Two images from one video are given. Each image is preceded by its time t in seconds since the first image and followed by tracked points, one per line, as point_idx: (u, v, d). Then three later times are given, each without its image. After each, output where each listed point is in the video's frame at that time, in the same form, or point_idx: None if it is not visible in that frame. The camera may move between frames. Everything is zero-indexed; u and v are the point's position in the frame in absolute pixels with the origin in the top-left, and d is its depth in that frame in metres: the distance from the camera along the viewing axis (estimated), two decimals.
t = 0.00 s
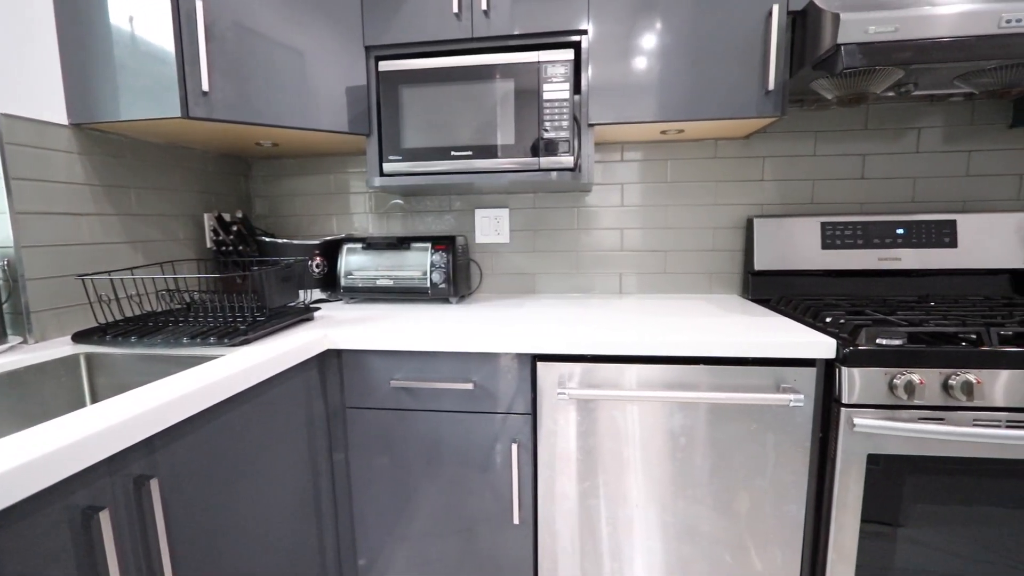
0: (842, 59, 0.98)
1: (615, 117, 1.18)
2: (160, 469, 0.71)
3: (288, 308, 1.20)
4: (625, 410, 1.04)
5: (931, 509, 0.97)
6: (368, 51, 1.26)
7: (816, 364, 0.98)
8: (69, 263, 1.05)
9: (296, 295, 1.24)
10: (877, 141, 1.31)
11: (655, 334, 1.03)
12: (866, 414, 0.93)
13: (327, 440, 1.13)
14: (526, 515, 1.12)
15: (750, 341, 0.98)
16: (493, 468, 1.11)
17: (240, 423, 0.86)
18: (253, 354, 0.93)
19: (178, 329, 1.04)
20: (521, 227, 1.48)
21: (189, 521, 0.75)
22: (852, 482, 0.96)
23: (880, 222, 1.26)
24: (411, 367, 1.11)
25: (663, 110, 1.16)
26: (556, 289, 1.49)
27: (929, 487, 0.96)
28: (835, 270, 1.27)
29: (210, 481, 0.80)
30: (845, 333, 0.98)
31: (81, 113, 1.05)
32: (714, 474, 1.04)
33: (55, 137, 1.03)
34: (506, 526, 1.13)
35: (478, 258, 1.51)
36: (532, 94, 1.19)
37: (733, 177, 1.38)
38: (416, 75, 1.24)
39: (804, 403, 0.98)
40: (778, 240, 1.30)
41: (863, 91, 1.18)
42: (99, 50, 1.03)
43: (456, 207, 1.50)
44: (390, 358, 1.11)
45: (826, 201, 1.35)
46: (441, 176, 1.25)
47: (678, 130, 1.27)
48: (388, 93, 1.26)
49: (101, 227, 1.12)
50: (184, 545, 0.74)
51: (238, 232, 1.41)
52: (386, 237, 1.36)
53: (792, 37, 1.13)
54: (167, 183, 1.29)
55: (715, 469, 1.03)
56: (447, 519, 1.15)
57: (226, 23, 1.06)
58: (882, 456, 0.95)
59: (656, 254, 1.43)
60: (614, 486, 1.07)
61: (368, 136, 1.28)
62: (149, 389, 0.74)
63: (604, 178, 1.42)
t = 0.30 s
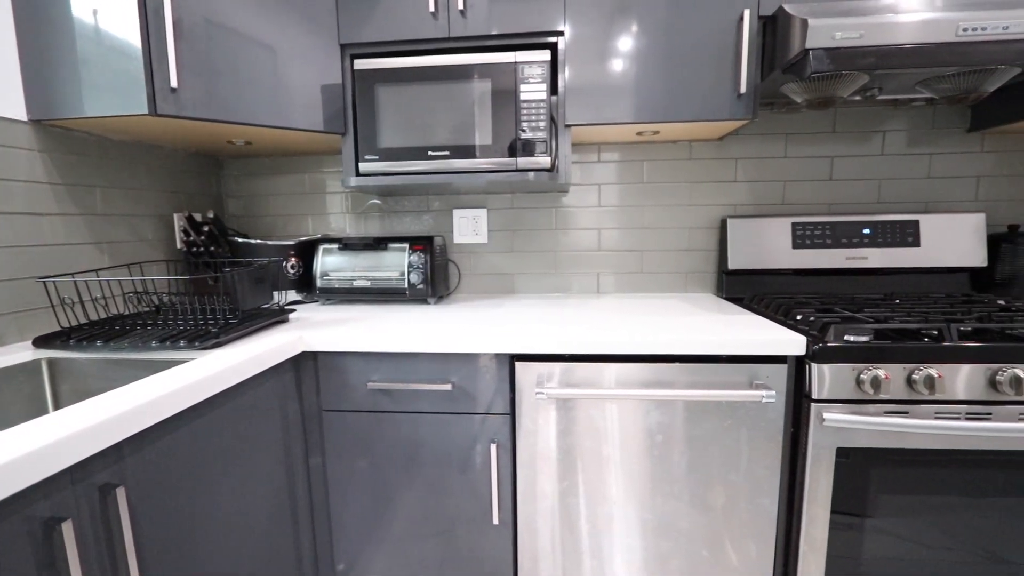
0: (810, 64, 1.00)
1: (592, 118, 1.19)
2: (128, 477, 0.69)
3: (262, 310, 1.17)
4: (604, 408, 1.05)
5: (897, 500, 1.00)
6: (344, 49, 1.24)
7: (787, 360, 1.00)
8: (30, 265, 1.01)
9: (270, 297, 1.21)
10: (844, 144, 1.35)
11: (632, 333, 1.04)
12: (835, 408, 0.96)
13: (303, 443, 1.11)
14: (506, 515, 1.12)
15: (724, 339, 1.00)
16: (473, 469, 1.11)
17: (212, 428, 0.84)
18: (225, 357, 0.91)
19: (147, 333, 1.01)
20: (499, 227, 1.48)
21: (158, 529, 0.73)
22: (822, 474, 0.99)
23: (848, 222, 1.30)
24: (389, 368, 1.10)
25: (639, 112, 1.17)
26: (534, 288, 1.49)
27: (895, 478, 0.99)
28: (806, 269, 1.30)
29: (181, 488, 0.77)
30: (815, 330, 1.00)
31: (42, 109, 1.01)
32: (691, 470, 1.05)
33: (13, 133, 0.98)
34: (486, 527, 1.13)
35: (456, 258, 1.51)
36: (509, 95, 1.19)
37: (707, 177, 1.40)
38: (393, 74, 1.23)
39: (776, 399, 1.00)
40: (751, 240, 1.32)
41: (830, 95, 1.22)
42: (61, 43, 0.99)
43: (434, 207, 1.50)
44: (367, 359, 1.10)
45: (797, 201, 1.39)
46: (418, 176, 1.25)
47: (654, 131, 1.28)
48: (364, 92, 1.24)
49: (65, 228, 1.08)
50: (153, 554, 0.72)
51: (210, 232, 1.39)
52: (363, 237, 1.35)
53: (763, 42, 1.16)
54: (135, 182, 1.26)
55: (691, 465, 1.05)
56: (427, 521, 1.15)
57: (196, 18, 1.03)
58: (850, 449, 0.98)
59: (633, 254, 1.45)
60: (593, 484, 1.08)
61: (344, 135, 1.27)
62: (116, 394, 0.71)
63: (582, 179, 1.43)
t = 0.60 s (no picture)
0: (778, 68, 1.03)
1: (567, 119, 1.20)
2: (90, 487, 0.66)
3: (232, 313, 1.14)
4: (581, 407, 1.06)
5: (861, 491, 1.03)
6: (316, 46, 1.22)
7: (757, 357, 1.03)
8: None
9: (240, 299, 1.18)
10: (811, 146, 1.39)
11: (607, 332, 1.05)
12: (803, 403, 0.98)
13: (275, 449, 1.09)
14: (483, 516, 1.12)
15: (696, 337, 1.01)
16: (450, 470, 1.10)
17: (179, 434, 0.82)
18: (193, 361, 0.88)
19: (110, 337, 0.97)
20: (475, 227, 1.47)
21: (122, 540, 0.70)
22: (791, 468, 1.02)
23: (814, 222, 1.33)
24: (364, 370, 1.08)
25: (614, 113, 1.19)
26: (511, 289, 1.49)
27: (860, 470, 1.02)
28: (775, 268, 1.34)
29: (147, 497, 0.75)
30: (783, 327, 1.03)
31: None
32: (665, 467, 1.07)
33: None
34: (464, 528, 1.12)
35: (432, 259, 1.50)
36: (484, 95, 1.19)
37: (680, 178, 1.42)
38: (366, 72, 1.21)
39: (746, 395, 1.02)
40: (723, 240, 1.35)
41: (797, 99, 1.25)
42: (15, 35, 0.94)
43: (410, 207, 1.48)
44: (341, 361, 1.09)
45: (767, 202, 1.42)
46: (393, 176, 1.23)
47: (628, 133, 1.30)
48: (337, 90, 1.22)
49: (23, 229, 1.03)
50: (116, 566, 0.69)
51: (177, 232, 1.35)
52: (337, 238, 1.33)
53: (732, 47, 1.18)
54: (97, 180, 1.21)
55: (665, 462, 1.07)
56: (404, 524, 1.14)
57: (161, 11, 1.00)
58: (818, 443, 1.00)
59: (609, 253, 1.46)
60: (569, 483, 1.09)
61: (316, 133, 1.25)
62: (76, 401, 0.69)
63: (558, 180, 1.44)
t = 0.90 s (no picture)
0: (746, 72, 1.05)
1: (542, 120, 1.20)
2: (48, 498, 0.64)
3: (200, 316, 1.11)
4: (556, 406, 1.06)
5: (828, 483, 1.06)
6: (286, 43, 1.20)
7: (728, 355, 1.05)
8: None
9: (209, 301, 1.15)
10: (779, 148, 1.43)
11: (581, 332, 1.06)
12: (771, 399, 1.01)
13: (245, 454, 1.07)
14: (460, 517, 1.11)
15: (669, 335, 1.03)
16: (427, 472, 1.10)
17: (144, 441, 0.79)
18: (158, 365, 0.85)
19: (69, 342, 0.93)
20: (451, 228, 1.47)
21: (82, 553, 0.68)
22: (761, 462, 1.04)
23: (782, 223, 1.37)
24: (337, 373, 1.07)
25: (588, 114, 1.20)
26: (487, 289, 1.49)
27: (827, 462, 1.05)
28: (746, 267, 1.37)
29: (109, 508, 0.72)
30: (753, 325, 1.05)
31: None
32: (640, 464, 1.08)
33: None
34: (441, 530, 1.12)
35: (408, 259, 1.49)
36: (458, 94, 1.19)
37: (653, 179, 1.44)
38: (338, 70, 1.19)
39: (718, 392, 1.04)
40: (696, 239, 1.38)
41: (765, 102, 1.28)
42: None
43: (385, 207, 1.47)
44: (314, 364, 1.07)
45: (737, 203, 1.45)
46: (366, 176, 1.22)
47: (602, 134, 1.31)
48: (308, 88, 1.20)
49: None
50: None
51: (142, 232, 1.29)
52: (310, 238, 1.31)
53: (703, 50, 1.20)
54: (56, 178, 1.16)
55: (640, 459, 1.08)
56: (379, 528, 1.12)
57: (123, 4, 0.96)
58: (787, 437, 1.03)
59: (584, 253, 1.47)
60: (546, 481, 1.09)
61: (287, 132, 1.22)
62: (32, 408, 0.66)
63: (533, 180, 1.44)
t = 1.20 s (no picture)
0: (718, 75, 1.07)
1: (519, 120, 1.21)
2: (7, 510, 0.61)
3: (169, 319, 1.08)
4: (535, 406, 1.07)
5: (799, 476, 1.09)
6: (258, 39, 1.17)
7: (703, 352, 1.07)
8: None
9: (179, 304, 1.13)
10: (751, 150, 1.46)
11: (559, 332, 1.06)
12: (744, 395, 1.03)
13: (218, 460, 1.04)
14: (439, 519, 1.11)
15: (645, 334, 1.04)
16: (405, 474, 1.09)
17: (111, 448, 0.77)
18: (125, 370, 0.83)
19: (30, 347, 0.90)
20: (429, 228, 1.46)
21: (44, 565, 0.65)
22: (735, 458, 1.06)
23: (755, 223, 1.40)
24: (313, 376, 1.05)
25: (566, 115, 1.21)
26: (465, 289, 1.49)
27: (798, 456, 1.08)
28: (720, 266, 1.39)
29: (74, 518, 0.70)
30: (727, 323, 1.08)
31: None
32: (618, 462, 1.09)
33: None
34: (420, 533, 1.11)
35: (385, 260, 1.47)
36: (435, 94, 1.18)
37: (631, 180, 1.46)
38: (312, 68, 1.17)
39: (693, 389, 1.06)
40: (672, 239, 1.40)
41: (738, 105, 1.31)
42: None
43: (362, 207, 1.45)
44: (288, 367, 1.05)
45: (712, 203, 1.48)
46: (342, 176, 1.20)
47: (579, 135, 1.32)
48: (282, 85, 1.18)
49: None
50: None
51: (108, 232, 1.25)
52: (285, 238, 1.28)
53: (677, 53, 1.22)
54: (16, 177, 1.11)
55: (618, 457, 1.09)
56: (358, 532, 1.11)
57: None
58: (760, 433, 1.05)
59: (562, 253, 1.48)
60: (525, 481, 1.09)
61: (260, 130, 1.20)
62: None
63: (511, 180, 1.45)
